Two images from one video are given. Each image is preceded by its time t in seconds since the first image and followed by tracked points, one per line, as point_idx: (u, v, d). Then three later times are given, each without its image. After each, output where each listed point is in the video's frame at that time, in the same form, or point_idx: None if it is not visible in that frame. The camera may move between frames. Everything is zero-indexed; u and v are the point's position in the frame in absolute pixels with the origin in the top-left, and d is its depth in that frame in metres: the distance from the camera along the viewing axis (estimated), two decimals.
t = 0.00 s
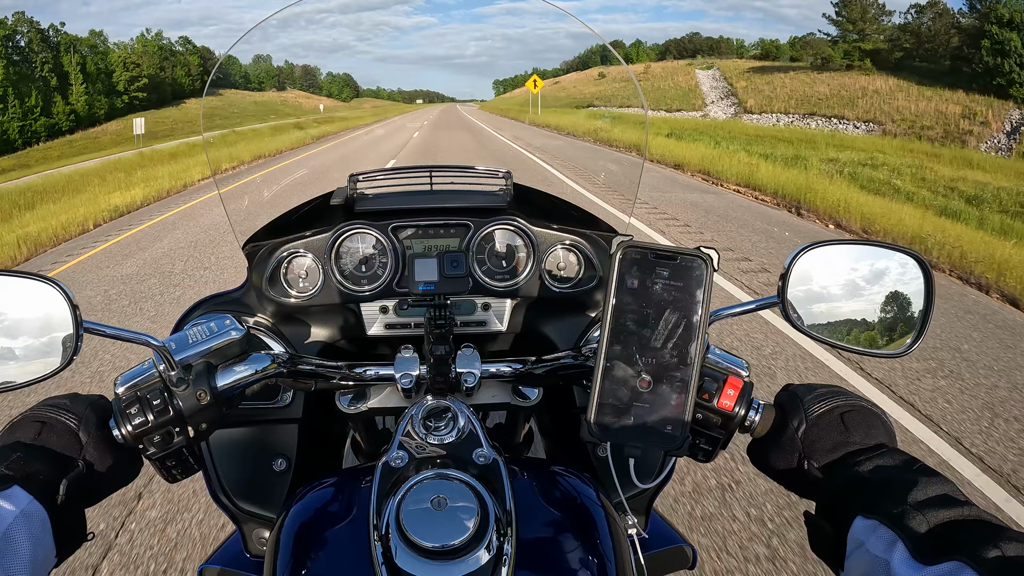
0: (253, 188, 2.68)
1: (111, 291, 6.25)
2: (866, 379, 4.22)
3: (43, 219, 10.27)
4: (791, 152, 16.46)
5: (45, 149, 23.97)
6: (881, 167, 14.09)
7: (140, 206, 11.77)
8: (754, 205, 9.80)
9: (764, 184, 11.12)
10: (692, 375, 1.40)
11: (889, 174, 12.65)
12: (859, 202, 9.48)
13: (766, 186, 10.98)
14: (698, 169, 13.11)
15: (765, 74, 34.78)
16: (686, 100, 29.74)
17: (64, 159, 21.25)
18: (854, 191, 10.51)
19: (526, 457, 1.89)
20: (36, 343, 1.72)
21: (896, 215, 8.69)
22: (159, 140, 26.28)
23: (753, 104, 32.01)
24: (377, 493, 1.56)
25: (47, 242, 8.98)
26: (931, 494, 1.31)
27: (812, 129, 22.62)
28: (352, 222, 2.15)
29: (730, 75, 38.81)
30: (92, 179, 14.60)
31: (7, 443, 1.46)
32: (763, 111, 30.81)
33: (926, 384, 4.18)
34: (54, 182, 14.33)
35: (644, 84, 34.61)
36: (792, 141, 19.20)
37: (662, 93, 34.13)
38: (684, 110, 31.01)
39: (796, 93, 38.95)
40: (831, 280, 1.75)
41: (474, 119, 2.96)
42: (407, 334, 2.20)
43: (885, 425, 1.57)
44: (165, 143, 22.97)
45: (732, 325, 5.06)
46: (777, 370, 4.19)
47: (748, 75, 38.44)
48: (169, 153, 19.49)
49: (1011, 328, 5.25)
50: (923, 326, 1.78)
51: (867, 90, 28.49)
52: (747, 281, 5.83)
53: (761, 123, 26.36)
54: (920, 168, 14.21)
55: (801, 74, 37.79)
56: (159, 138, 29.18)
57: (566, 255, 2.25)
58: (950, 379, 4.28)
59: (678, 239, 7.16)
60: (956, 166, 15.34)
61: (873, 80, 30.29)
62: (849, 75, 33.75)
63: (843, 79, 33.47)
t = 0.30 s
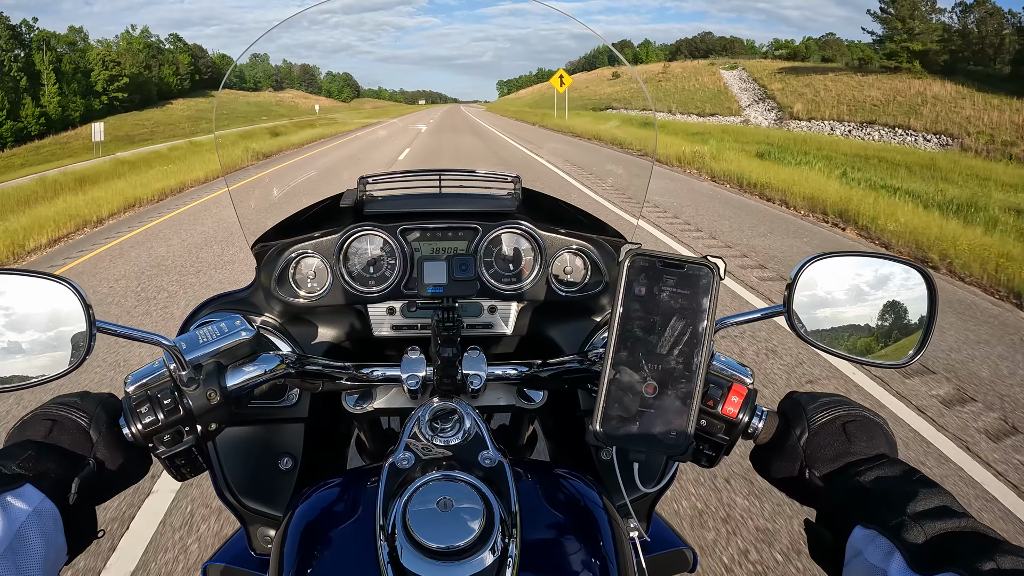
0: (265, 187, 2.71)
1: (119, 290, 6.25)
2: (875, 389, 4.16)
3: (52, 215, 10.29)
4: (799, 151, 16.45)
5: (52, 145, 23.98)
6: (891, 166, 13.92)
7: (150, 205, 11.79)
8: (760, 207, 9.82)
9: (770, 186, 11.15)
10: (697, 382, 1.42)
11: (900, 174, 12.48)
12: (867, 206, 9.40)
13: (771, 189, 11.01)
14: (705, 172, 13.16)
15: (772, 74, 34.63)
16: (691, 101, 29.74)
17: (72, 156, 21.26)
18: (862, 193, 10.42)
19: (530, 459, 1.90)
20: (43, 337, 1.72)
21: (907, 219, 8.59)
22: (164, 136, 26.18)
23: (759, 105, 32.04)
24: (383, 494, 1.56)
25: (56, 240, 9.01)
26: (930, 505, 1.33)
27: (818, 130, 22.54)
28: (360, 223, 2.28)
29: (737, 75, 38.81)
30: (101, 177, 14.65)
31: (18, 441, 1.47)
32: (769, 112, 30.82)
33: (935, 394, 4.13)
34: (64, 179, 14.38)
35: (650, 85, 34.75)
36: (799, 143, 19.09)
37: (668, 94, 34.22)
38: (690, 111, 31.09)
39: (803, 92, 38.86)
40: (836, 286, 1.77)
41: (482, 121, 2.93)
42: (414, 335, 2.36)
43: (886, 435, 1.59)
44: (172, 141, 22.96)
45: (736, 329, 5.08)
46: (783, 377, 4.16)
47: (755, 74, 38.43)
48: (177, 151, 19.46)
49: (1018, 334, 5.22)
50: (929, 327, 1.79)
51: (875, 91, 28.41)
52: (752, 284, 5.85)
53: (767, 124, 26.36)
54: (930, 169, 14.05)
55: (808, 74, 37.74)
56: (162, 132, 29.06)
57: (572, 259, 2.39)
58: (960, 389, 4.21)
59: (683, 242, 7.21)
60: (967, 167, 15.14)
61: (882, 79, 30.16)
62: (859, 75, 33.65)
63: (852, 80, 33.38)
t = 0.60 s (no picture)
0: (275, 189, 2.70)
1: (123, 290, 6.21)
2: (882, 402, 4.14)
3: (55, 215, 10.24)
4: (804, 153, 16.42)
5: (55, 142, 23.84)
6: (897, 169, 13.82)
7: (155, 205, 11.72)
8: (765, 211, 9.83)
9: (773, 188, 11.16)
10: (711, 397, 1.43)
11: (906, 177, 12.42)
12: (873, 211, 9.36)
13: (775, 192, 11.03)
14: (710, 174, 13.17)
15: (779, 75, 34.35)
16: (697, 102, 29.63)
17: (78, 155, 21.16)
18: (868, 196, 10.37)
19: (540, 466, 1.87)
20: (56, 338, 1.71)
21: (914, 226, 8.53)
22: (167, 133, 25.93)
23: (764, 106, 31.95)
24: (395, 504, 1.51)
25: (59, 240, 8.97)
26: (937, 519, 1.34)
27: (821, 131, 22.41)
28: (373, 233, 2.33)
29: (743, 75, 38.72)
30: (108, 176, 14.60)
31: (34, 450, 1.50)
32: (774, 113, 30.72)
33: (942, 406, 4.11)
34: (70, 180, 14.33)
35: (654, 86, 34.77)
36: (805, 146, 19.01)
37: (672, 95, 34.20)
38: (694, 112, 31.07)
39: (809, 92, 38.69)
40: (847, 295, 1.78)
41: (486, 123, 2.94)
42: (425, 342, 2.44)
43: (895, 450, 1.62)
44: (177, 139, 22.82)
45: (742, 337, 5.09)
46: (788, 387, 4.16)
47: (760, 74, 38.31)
48: (182, 150, 19.35)
49: None
50: (940, 337, 1.82)
51: (880, 93, 28.28)
52: (758, 292, 5.86)
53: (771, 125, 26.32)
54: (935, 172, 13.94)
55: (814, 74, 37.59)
56: (161, 128, 28.76)
57: (584, 268, 2.46)
58: (967, 401, 4.19)
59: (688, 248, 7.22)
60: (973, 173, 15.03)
61: (889, 81, 30.01)
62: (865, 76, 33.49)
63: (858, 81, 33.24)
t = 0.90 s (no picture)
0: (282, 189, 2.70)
1: (121, 288, 6.21)
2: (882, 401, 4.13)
3: (52, 211, 10.23)
4: (803, 149, 16.43)
5: (54, 140, 23.84)
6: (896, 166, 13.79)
7: (152, 202, 11.72)
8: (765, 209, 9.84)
9: (774, 184, 11.17)
10: (719, 394, 1.43)
11: (905, 174, 12.41)
12: (871, 209, 9.36)
13: (775, 189, 11.05)
14: (709, 171, 13.21)
15: (778, 72, 34.21)
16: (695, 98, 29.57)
17: (75, 152, 21.14)
18: (867, 194, 10.35)
19: (547, 463, 1.87)
20: (67, 337, 1.73)
21: (913, 223, 8.52)
22: (166, 132, 25.95)
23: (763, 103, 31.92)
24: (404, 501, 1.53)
25: (57, 238, 8.98)
26: (945, 518, 1.34)
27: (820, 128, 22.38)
28: (381, 232, 2.35)
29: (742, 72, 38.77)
30: (104, 173, 14.58)
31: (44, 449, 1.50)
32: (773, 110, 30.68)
33: (942, 405, 4.10)
34: (66, 175, 14.30)
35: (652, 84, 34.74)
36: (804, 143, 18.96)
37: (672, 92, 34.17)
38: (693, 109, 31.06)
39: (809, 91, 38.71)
40: (855, 293, 1.79)
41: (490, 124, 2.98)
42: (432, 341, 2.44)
43: (901, 448, 1.62)
44: (176, 137, 22.84)
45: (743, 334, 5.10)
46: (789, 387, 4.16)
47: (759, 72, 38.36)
48: (180, 147, 19.34)
49: None
50: (947, 336, 1.81)
51: (881, 90, 28.23)
52: (758, 292, 5.86)
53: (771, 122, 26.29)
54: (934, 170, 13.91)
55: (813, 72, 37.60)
56: (159, 127, 28.79)
57: (591, 265, 2.47)
58: (969, 399, 4.20)
59: (688, 246, 7.23)
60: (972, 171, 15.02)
61: (889, 79, 29.98)
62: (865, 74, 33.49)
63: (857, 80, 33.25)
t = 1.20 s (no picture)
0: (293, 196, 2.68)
1: (121, 291, 6.20)
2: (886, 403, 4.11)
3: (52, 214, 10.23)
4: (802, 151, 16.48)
5: (53, 143, 23.81)
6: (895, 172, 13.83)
7: (153, 205, 11.71)
8: (766, 211, 9.87)
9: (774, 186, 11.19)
10: (735, 396, 1.43)
11: (906, 177, 12.42)
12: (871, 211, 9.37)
13: (775, 190, 11.08)
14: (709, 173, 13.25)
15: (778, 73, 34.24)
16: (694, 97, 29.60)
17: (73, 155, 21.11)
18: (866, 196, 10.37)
19: (560, 465, 1.86)
20: (78, 341, 1.73)
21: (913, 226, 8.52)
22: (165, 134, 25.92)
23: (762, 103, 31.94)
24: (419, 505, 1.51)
25: (56, 240, 8.99)
26: (958, 516, 1.34)
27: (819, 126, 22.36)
28: (393, 235, 2.37)
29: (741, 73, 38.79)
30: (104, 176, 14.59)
31: (60, 458, 1.51)
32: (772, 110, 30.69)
33: (944, 409, 4.08)
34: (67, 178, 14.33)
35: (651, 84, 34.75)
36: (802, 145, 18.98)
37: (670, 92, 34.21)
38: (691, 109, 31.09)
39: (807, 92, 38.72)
40: (867, 293, 1.79)
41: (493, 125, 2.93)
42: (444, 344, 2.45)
43: (915, 447, 1.62)
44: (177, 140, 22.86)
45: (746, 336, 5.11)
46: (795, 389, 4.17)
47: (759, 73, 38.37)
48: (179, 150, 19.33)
49: None
50: (959, 338, 1.83)
51: (879, 91, 28.23)
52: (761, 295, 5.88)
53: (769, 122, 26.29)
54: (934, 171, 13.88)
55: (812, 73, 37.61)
56: (155, 130, 28.67)
57: (603, 268, 2.50)
58: (975, 402, 4.20)
59: (690, 249, 7.25)
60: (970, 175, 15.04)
61: (887, 80, 29.98)
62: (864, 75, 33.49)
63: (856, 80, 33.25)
